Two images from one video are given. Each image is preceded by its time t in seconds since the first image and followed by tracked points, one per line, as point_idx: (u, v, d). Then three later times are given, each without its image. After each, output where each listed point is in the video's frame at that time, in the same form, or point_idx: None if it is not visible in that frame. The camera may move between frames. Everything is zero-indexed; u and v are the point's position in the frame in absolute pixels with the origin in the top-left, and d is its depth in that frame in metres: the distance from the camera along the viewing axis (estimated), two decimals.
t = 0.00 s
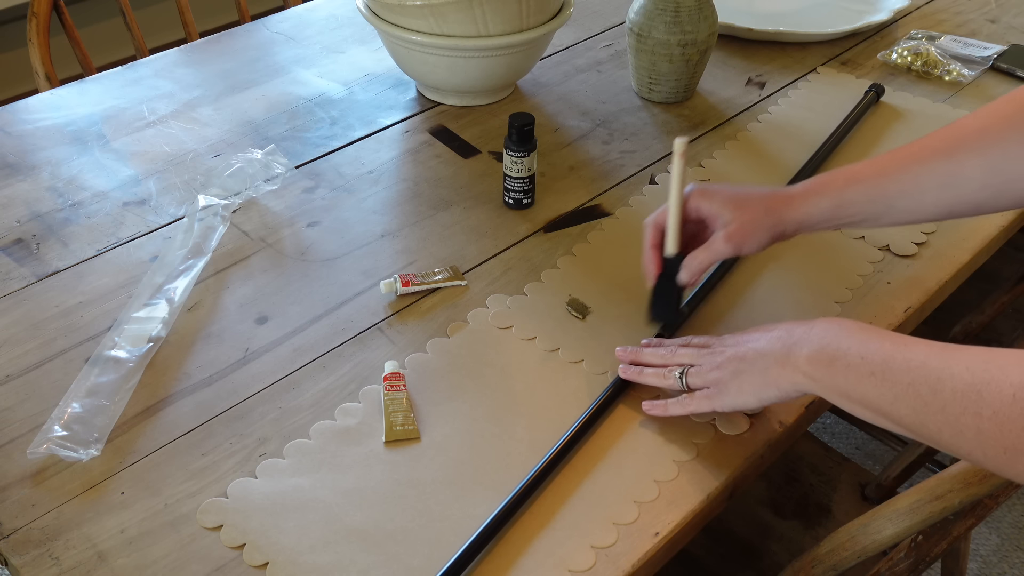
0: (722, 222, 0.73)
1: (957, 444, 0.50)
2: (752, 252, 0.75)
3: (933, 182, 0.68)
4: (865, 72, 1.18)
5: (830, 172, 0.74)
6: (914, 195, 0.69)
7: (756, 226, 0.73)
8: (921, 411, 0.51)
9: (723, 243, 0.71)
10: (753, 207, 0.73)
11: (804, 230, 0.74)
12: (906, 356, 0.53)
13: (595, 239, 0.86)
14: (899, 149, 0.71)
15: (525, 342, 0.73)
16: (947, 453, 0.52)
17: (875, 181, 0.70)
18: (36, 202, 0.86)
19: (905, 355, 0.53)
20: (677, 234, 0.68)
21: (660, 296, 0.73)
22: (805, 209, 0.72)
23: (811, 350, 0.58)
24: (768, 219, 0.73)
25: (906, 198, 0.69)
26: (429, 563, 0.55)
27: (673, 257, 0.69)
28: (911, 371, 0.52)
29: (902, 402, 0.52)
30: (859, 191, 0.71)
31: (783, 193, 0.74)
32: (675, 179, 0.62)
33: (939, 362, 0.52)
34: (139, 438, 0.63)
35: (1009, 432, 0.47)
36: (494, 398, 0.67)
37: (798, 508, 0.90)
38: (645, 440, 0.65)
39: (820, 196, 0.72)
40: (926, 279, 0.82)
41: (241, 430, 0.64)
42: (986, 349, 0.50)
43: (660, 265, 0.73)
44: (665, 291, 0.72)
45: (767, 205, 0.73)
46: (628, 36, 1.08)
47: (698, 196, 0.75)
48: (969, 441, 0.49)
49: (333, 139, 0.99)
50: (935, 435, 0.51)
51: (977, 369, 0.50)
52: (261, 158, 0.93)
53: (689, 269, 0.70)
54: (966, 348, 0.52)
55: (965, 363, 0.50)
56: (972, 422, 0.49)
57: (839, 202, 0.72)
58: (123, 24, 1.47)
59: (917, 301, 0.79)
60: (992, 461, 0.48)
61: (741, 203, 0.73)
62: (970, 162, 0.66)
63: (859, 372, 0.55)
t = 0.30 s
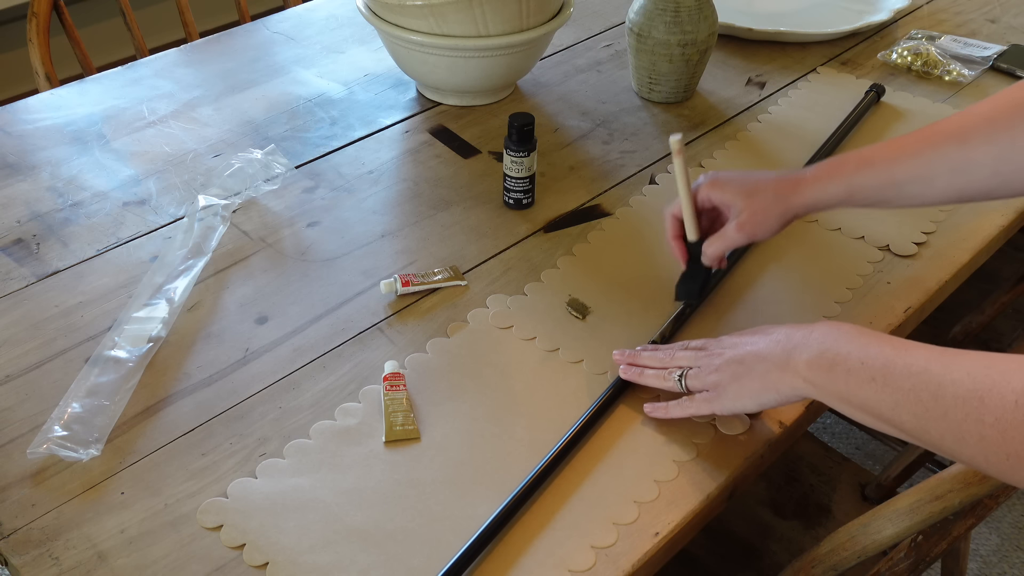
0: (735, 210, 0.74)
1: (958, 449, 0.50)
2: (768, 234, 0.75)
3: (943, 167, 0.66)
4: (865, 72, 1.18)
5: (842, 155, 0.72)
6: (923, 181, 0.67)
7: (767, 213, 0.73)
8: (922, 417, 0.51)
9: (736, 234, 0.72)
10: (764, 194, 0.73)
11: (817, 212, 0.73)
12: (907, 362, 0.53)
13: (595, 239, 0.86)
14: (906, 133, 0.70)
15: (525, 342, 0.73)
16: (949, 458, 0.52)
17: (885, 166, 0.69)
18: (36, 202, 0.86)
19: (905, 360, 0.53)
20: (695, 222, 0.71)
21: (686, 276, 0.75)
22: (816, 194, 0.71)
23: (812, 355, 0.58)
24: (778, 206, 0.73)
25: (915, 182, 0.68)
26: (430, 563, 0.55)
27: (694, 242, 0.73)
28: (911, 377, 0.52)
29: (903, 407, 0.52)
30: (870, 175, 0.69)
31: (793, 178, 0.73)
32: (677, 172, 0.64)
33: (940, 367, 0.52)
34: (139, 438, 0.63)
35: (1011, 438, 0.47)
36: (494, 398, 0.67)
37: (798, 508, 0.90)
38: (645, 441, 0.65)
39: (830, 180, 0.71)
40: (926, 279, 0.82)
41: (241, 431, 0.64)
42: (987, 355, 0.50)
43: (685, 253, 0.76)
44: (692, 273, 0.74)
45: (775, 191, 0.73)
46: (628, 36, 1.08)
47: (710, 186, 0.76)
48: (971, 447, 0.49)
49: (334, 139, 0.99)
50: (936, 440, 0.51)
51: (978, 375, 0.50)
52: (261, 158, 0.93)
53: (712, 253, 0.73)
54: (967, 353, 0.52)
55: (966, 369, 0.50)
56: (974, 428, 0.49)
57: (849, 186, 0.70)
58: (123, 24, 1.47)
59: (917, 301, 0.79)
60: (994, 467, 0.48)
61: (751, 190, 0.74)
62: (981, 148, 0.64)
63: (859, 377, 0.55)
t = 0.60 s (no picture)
0: (711, 226, 0.73)
1: (962, 450, 0.50)
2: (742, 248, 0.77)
3: (918, 173, 0.69)
4: (866, 72, 1.18)
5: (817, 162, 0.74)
6: (899, 186, 0.69)
7: (745, 224, 0.73)
8: (926, 418, 0.51)
9: (714, 248, 0.71)
10: (741, 206, 0.73)
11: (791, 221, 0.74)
12: (910, 363, 0.53)
13: (595, 239, 0.86)
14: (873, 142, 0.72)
15: (525, 342, 0.73)
16: (952, 459, 0.52)
17: (861, 173, 0.70)
18: (36, 202, 0.86)
19: (908, 362, 0.53)
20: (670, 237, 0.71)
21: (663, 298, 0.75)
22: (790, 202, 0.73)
23: (814, 358, 0.58)
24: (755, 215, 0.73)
25: (891, 189, 0.70)
26: (430, 562, 0.55)
27: (669, 260, 0.71)
28: (914, 378, 0.52)
29: (907, 408, 0.52)
30: (845, 181, 0.71)
31: (769, 187, 0.74)
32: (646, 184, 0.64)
33: (943, 369, 0.52)
34: (140, 438, 0.63)
35: (1015, 438, 0.47)
36: (494, 398, 0.67)
37: (798, 508, 0.90)
38: (644, 441, 0.65)
39: (806, 187, 0.72)
40: (926, 279, 0.82)
41: (241, 431, 0.64)
42: (990, 356, 0.50)
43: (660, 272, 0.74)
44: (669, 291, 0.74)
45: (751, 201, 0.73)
46: (628, 36, 1.08)
47: (681, 205, 0.75)
48: (975, 447, 0.49)
49: (334, 139, 0.99)
50: (941, 442, 0.51)
51: (982, 376, 0.50)
52: (261, 158, 0.93)
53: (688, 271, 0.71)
54: (970, 354, 0.52)
55: (969, 370, 0.50)
56: (978, 428, 0.49)
57: (825, 193, 0.72)
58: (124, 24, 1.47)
59: (917, 301, 0.79)
60: (998, 467, 0.48)
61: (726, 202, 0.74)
62: (958, 153, 0.67)
63: (862, 379, 0.55)
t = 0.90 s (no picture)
0: (693, 228, 0.72)
1: (965, 450, 0.50)
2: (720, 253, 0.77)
3: (898, 173, 0.69)
4: (865, 72, 1.18)
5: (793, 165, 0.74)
6: (879, 186, 0.69)
7: (727, 225, 0.72)
8: (928, 418, 0.51)
9: (700, 249, 0.70)
10: (720, 208, 0.73)
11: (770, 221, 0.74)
12: (912, 362, 0.53)
13: (595, 239, 0.86)
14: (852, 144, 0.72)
15: (525, 342, 0.73)
16: (954, 459, 0.52)
17: (839, 172, 0.70)
18: (36, 202, 0.86)
19: (911, 362, 0.53)
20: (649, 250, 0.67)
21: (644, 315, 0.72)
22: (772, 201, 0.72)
23: (816, 356, 0.58)
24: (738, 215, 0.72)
25: (870, 189, 0.70)
26: (430, 562, 0.55)
27: (648, 272, 0.68)
28: (917, 378, 0.52)
29: (909, 408, 0.52)
30: (824, 181, 0.71)
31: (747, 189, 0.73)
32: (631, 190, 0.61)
33: (946, 369, 0.52)
34: (140, 438, 0.63)
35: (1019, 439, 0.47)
36: (494, 398, 0.67)
37: (798, 508, 0.90)
38: (644, 441, 0.65)
39: (784, 187, 0.72)
40: (926, 279, 0.82)
41: (241, 431, 0.64)
42: (993, 356, 0.51)
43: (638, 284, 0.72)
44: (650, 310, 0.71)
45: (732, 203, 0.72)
46: (628, 36, 1.08)
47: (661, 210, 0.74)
48: (979, 447, 0.49)
49: (334, 139, 0.99)
50: (943, 441, 0.51)
51: (985, 376, 0.50)
52: (261, 158, 0.93)
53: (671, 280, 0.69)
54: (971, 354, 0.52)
55: (972, 370, 0.50)
56: (982, 428, 0.49)
57: (806, 191, 0.72)
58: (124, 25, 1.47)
59: (917, 301, 0.79)
60: (1001, 467, 0.48)
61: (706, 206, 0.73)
62: (937, 153, 0.67)
63: (864, 379, 0.55)
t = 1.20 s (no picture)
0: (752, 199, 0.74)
1: (957, 455, 0.50)
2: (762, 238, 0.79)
3: (956, 162, 0.67)
4: (865, 72, 1.18)
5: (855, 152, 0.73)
6: (941, 176, 0.68)
7: (787, 207, 0.72)
8: (920, 423, 0.51)
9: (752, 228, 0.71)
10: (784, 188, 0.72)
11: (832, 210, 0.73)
12: (906, 367, 0.53)
13: (595, 239, 0.86)
14: (905, 134, 0.71)
15: (525, 342, 0.73)
16: (946, 464, 0.52)
17: (898, 164, 0.69)
18: (36, 202, 0.86)
19: (903, 366, 0.53)
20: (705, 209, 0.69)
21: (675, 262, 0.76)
22: (830, 193, 0.72)
23: (807, 358, 0.58)
24: (795, 205, 0.72)
25: (933, 179, 0.68)
26: (430, 563, 0.55)
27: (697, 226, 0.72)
28: (909, 383, 0.52)
29: (901, 412, 0.52)
30: (885, 172, 0.70)
31: (810, 175, 0.73)
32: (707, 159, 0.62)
33: (938, 374, 0.52)
34: (140, 438, 0.63)
35: (1012, 445, 0.47)
36: (494, 398, 0.67)
37: (798, 508, 0.90)
38: (644, 441, 0.65)
39: (846, 177, 0.71)
40: (926, 279, 0.82)
41: (241, 431, 0.64)
42: (986, 362, 0.51)
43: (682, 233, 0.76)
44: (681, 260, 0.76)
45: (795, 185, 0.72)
46: (628, 36, 1.08)
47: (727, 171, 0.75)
48: (970, 453, 0.49)
49: (334, 139, 0.99)
50: (935, 446, 0.51)
51: (978, 382, 0.50)
52: (261, 158, 0.93)
53: (712, 247, 0.71)
54: (964, 360, 0.52)
55: (965, 376, 0.51)
56: (975, 434, 0.49)
57: (867, 181, 0.70)
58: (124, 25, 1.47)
59: (917, 301, 0.79)
60: (994, 473, 0.48)
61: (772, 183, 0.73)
62: (994, 142, 0.66)
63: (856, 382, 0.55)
